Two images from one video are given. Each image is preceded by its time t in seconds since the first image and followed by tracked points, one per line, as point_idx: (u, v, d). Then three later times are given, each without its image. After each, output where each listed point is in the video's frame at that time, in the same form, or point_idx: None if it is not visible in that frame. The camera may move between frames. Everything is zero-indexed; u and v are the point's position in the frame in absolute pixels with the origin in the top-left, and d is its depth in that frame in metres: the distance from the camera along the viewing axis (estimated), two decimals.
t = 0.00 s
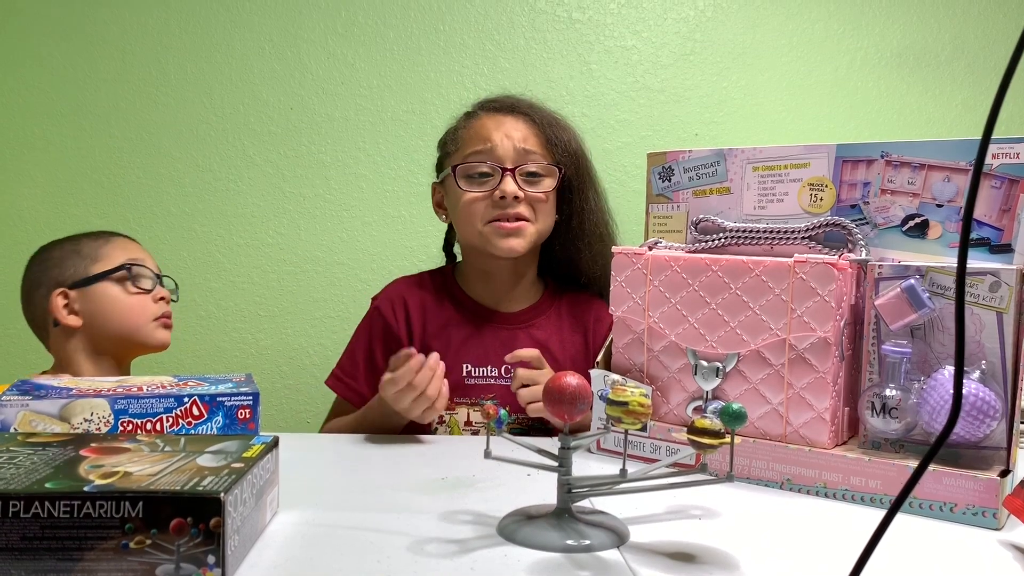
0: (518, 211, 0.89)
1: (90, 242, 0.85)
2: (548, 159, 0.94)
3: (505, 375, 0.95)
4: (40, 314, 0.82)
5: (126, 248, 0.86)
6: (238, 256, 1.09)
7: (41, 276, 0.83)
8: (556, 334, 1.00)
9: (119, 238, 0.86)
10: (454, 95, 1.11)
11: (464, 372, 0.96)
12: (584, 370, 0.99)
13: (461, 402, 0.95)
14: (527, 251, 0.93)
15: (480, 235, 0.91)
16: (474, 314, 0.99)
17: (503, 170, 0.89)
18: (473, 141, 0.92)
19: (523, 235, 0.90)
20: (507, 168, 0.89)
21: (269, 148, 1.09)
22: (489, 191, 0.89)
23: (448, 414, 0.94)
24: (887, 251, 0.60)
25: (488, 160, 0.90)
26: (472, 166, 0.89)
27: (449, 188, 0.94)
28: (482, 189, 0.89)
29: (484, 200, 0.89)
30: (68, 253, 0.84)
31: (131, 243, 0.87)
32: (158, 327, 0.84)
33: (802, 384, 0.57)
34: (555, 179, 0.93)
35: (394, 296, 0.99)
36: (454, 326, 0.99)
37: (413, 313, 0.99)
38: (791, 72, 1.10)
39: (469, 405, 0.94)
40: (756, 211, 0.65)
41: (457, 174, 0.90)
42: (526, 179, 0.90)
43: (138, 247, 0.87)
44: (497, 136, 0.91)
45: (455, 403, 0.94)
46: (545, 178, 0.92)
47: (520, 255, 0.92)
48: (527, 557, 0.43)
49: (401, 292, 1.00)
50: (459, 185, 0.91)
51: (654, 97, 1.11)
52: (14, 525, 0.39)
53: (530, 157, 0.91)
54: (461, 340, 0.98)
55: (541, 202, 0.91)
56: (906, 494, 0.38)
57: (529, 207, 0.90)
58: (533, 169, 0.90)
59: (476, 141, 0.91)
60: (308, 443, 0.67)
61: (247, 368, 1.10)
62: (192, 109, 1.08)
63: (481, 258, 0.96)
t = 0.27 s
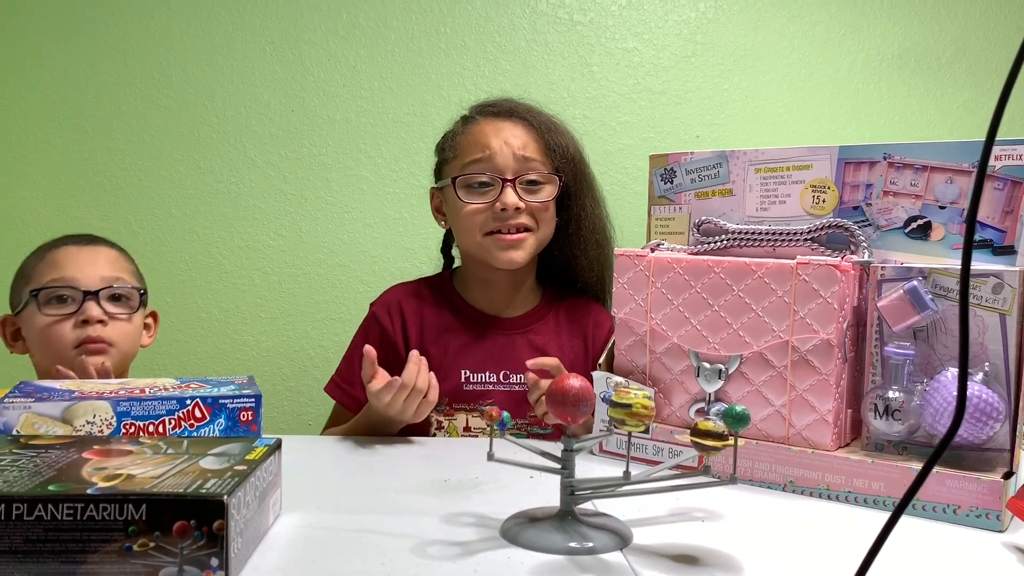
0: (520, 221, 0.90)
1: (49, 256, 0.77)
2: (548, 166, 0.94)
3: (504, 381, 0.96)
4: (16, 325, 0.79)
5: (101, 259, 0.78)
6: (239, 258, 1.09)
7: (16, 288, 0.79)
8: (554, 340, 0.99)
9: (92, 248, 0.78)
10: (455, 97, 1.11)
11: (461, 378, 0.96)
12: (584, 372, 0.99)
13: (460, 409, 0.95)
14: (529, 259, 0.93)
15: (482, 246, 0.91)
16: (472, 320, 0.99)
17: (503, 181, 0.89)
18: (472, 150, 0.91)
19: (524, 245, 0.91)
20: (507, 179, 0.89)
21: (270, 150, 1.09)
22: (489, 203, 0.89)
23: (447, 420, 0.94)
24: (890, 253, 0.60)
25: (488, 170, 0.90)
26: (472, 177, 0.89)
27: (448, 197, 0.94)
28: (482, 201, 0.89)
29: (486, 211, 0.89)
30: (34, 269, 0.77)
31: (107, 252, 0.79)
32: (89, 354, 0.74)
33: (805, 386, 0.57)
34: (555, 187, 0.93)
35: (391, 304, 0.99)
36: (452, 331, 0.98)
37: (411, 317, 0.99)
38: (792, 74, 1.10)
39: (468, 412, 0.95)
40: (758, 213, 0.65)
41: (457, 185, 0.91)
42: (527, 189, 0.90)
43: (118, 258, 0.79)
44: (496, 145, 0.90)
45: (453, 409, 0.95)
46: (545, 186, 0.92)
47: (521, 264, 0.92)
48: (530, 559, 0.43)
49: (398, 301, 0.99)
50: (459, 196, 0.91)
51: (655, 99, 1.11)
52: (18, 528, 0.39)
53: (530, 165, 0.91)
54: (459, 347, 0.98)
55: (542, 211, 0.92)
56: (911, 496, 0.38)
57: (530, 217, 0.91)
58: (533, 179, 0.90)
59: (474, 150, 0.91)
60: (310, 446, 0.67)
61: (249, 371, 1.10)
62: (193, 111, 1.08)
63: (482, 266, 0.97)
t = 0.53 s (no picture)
0: (535, 220, 0.90)
1: (44, 275, 0.76)
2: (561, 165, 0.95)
3: (507, 381, 0.96)
4: (13, 334, 0.79)
5: (99, 278, 0.77)
6: (241, 259, 1.10)
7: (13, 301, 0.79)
8: (556, 343, 0.99)
9: (89, 266, 0.77)
10: (456, 97, 1.11)
11: (465, 378, 0.96)
12: (585, 372, 0.99)
13: (462, 409, 0.95)
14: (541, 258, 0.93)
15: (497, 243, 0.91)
16: (474, 321, 0.99)
17: (519, 177, 0.89)
18: (486, 147, 0.91)
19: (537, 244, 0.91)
20: (523, 176, 0.89)
21: (272, 151, 1.09)
22: (506, 199, 0.89)
23: (448, 421, 0.93)
24: (891, 254, 0.60)
25: (504, 167, 0.90)
26: (488, 173, 0.89)
27: (461, 193, 0.94)
28: (498, 197, 0.89)
29: (502, 208, 0.89)
30: (30, 287, 0.76)
31: (105, 271, 0.78)
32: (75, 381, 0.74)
33: (807, 387, 0.57)
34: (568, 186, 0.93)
35: (394, 302, 0.98)
36: (454, 328, 0.98)
37: (413, 313, 0.98)
38: (793, 75, 1.10)
39: (470, 412, 0.94)
40: (760, 214, 0.65)
41: (472, 181, 0.90)
42: (541, 187, 0.91)
43: (117, 276, 0.78)
44: (511, 142, 0.91)
45: (455, 410, 0.94)
46: (559, 185, 0.92)
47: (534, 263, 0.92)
48: (533, 560, 0.43)
49: (401, 300, 0.99)
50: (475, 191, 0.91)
51: (657, 101, 1.11)
52: (20, 529, 0.39)
53: (544, 164, 0.91)
54: (461, 346, 0.97)
55: (556, 211, 0.92)
56: (913, 498, 0.38)
57: (545, 215, 0.91)
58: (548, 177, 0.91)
59: (488, 147, 0.91)
60: (311, 447, 0.67)
61: (250, 371, 1.10)
62: (195, 112, 1.08)
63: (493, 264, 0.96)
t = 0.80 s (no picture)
0: (540, 214, 0.90)
1: (49, 283, 0.75)
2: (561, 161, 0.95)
3: (516, 369, 0.95)
4: (12, 335, 0.79)
5: (104, 286, 0.77)
6: (243, 260, 1.10)
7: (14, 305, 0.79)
8: (565, 333, 0.99)
9: (95, 274, 0.77)
10: (458, 98, 1.11)
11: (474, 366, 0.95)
12: (592, 366, 0.99)
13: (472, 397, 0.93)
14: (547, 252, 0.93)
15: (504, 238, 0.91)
16: (483, 311, 0.99)
17: (524, 173, 0.89)
18: (489, 144, 0.92)
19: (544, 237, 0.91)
20: (527, 171, 0.90)
21: (274, 152, 1.09)
22: (511, 194, 0.89)
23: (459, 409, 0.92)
24: (893, 256, 0.60)
25: (508, 163, 0.90)
26: (492, 169, 0.89)
27: (465, 191, 0.93)
28: (503, 192, 0.89)
29: (508, 204, 0.89)
30: (34, 292, 0.76)
31: (110, 279, 0.78)
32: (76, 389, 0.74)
33: (809, 389, 0.57)
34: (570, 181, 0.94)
35: (403, 294, 0.98)
36: (462, 320, 0.98)
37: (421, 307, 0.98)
38: (795, 76, 1.10)
39: (481, 400, 0.93)
40: (762, 215, 0.65)
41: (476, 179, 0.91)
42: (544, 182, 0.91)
43: (122, 285, 0.79)
44: (512, 138, 0.91)
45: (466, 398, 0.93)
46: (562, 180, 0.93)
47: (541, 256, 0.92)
48: (535, 562, 0.43)
49: (410, 293, 0.99)
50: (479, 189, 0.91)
51: (658, 102, 1.11)
52: (23, 530, 0.39)
53: (545, 159, 0.92)
54: (470, 335, 0.97)
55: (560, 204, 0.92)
56: (917, 500, 0.38)
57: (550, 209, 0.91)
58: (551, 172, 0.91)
59: (491, 144, 0.92)
60: (313, 448, 0.67)
61: (252, 372, 1.10)
62: (197, 113, 1.08)
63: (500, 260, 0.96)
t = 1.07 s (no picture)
0: (526, 215, 0.90)
1: (50, 285, 0.75)
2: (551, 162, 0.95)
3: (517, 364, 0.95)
4: (13, 336, 0.79)
5: (105, 289, 0.77)
6: (244, 260, 1.10)
7: (15, 305, 0.79)
8: (565, 327, 0.99)
9: (96, 277, 0.77)
10: (459, 99, 1.11)
11: (475, 362, 0.95)
12: (593, 364, 0.99)
13: (475, 392, 0.93)
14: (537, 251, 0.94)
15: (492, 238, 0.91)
16: (484, 309, 0.99)
17: (509, 174, 0.90)
18: (478, 147, 0.93)
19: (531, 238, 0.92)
20: (514, 173, 0.90)
21: (275, 152, 1.09)
22: (497, 195, 0.90)
23: (462, 404, 0.92)
24: (896, 256, 0.60)
25: (494, 165, 0.91)
26: (478, 171, 0.90)
27: (455, 194, 0.95)
28: (490, 194, 0.90)
29: (494, 205, 0.90)
30: (34, 294, 0.76)
31: (110, 282, 0.78)
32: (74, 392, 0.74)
33: (811, 390, 0.57)
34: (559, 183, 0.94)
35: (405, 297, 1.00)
36: (463, 318, 0.98)
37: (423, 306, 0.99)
38: (797, 77, 1.10)
39: (483, 395, 0.93)
40: (764, 216, 0.65)
41: (464, 181, 0.92)
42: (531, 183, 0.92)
43: (122, 288, 0.79)
44: (500, 141, 0.92)
45: (468, 393, 0.93)
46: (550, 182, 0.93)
47: (529, 255, 0.93)
48: (537, 562, 0.43)
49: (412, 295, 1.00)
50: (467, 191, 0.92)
51: (660, 102, 1.11)
52: (25, 529, 0.39)
53: (534, 161, 0.92)
54: (470, 333, 0.97)
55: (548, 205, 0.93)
56: (918, 501, 0.38)
57: (536, 211, 0.91)
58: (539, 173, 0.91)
59: (480, 147, 0.92)
60: (315, 448, 0.67)
61: (253, 373, 1.10)
62: (198, 113, 1.09)
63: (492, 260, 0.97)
